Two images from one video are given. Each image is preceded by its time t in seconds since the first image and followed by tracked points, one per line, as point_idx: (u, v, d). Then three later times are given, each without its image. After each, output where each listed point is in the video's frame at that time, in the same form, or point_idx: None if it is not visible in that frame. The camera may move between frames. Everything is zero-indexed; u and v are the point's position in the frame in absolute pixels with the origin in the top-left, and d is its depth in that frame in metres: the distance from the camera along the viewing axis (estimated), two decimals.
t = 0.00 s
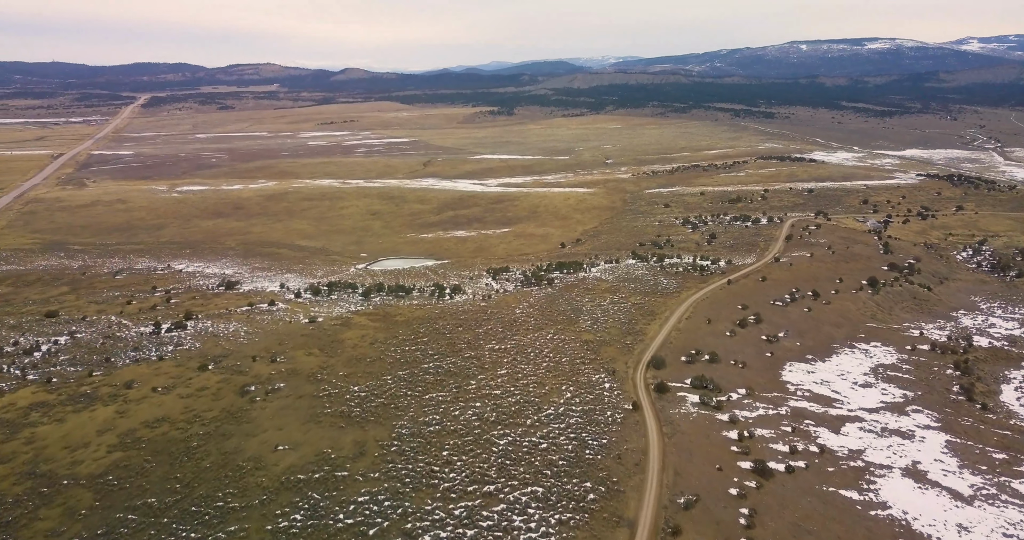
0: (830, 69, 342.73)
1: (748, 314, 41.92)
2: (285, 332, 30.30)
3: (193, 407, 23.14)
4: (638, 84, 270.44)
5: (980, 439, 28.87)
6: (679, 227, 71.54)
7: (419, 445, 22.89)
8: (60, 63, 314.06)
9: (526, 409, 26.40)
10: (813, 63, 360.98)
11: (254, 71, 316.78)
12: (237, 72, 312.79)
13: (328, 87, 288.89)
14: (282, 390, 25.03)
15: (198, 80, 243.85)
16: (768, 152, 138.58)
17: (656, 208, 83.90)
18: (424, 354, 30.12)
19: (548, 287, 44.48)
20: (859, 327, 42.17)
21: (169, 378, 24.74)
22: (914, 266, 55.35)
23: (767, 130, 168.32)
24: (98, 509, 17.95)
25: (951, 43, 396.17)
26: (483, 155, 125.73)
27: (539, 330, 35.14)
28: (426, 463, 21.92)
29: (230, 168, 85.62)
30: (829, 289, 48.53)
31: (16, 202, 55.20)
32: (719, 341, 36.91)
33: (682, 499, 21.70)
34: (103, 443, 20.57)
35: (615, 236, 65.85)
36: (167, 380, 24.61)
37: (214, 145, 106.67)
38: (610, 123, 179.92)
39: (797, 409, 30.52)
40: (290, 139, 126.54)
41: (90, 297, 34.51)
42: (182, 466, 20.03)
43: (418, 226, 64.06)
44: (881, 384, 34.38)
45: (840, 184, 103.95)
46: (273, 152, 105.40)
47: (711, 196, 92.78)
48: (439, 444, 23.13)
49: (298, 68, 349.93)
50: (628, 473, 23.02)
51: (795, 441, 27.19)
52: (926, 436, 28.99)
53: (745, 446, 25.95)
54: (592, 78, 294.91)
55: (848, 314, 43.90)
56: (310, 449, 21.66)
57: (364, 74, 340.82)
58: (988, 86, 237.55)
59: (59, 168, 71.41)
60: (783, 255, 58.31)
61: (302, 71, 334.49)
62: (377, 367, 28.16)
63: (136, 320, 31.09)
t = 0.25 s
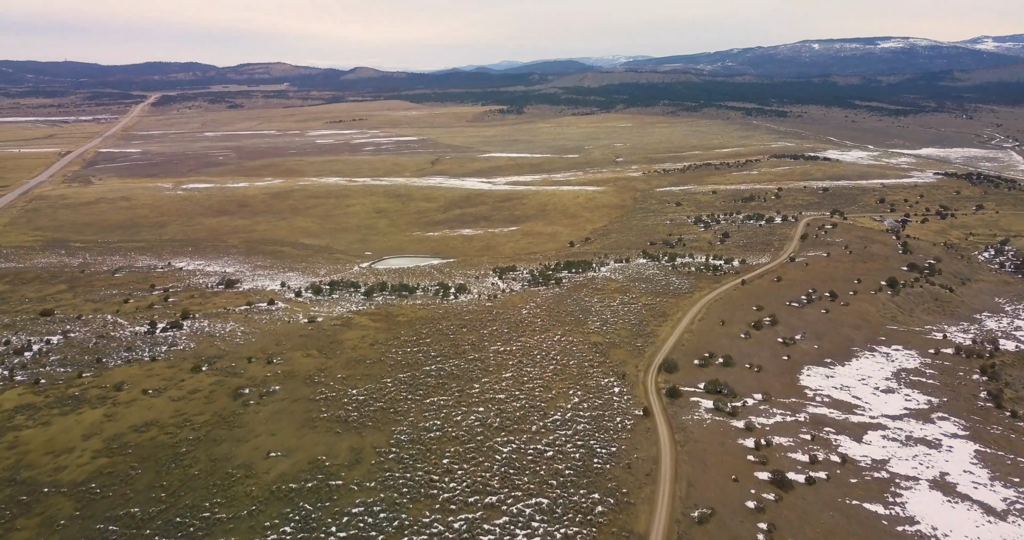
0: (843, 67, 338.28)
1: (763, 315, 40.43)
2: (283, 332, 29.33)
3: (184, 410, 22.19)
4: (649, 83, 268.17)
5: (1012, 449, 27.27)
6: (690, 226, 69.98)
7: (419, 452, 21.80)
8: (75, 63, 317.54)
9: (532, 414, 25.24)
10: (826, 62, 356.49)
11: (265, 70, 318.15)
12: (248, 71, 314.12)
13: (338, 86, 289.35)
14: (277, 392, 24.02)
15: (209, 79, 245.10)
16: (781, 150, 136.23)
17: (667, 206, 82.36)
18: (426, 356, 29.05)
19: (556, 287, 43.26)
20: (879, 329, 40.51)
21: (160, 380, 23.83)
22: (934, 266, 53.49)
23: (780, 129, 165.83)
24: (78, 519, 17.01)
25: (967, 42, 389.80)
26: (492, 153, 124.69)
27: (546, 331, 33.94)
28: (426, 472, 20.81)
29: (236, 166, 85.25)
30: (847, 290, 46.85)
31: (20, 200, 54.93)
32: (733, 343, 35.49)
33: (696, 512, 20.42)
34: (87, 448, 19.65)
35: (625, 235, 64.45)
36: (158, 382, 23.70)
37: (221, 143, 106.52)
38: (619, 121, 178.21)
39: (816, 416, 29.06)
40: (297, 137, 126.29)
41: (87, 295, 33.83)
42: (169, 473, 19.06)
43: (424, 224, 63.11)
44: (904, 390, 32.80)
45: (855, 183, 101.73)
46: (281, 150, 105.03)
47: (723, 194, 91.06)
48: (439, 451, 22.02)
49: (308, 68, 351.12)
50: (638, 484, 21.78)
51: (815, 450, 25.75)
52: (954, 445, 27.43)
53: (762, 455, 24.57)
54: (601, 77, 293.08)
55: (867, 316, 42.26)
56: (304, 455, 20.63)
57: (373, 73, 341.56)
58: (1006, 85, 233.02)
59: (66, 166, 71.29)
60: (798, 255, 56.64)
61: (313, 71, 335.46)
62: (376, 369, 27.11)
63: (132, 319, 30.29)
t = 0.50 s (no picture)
0: (860, 66, 332.38)
1: (783, 318, 38.77)
2: (284, 332, 28.37)
3: (176, 414, 21.27)
4: (662, 82, 265.44)
5: None
6: (705, 226, 68.19)
7: (420, 460, 20.67)
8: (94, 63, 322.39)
9: (540, 421, 24.01)
10: (843, 61, 350.73)
11: (279, 69, 320.03)
12: (262, 70, 316.17)
13: (350, 86, 290.30)
14: (274, 396, 23.03)
15: (223, 78, 246.99)
16: (799, 149, 133.49)
17: (681, 205, 80.61)
18: (431, 358, 27.95)
19: (567, 287, 41.93)
20: (905, 332, 38.65)
21: (154, 381, 22.98)
22: (961, 268, 51.32)
23: (797, 128, 162.75)
24: (59, 530, 16.11)
25: (990, 40, 381.38)
26: (503, 152, 123.59)
27: (556, 333, 32.69)
28: (427, 482, 19.68)
29: (247, 164, 84.98)
30: (871, 292, 44.93)
31: (30, 197, 54.86)
32: (752, 347, 33.93)
33: (715, 529, 19.10)
34: (74, 454, 18.80)
35: (638, 234, 62.90)
36: (152, 383, 22.85)
37: (233, 141, 106.58)
38: (633, 120, 176.13)
39: (841, 425, 27.48)
40: (309, 136, 126.16)
41: (88, 294, 33.24)
42: (157, 481, 18.14)
43: (433, 222, 62.14)
44: (933, 397, 31.04)
45: (875, 182, 99.04)
46: (291, 148, 104.80)
47: (739, 193, 89.06)
48: (442, 459, 20.88)
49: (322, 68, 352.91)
50: (653, 497, 20.48)
51: (841, 462, 24.21)
52: (989, 457, 25.73)
53: (785, 467, 23.12)
54: (614, 76, 290.83)
55: (892, 319, 40.37)
56: (299, 462, 19.62)
57: (386, 72, 342.13)
58: None
59: (77, 164, 71.46)
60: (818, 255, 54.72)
61: (326, 70, 336.85)
62: (379, 372, 26.04)
63: (131, 318, 29.54)
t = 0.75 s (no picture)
0: (876, 65, 326.93)
1: (801, 320, 37.21)
2: (282, 332, 27.39)
3: (166, 418, 20.35)
4: (674, 81, 262.99)
5: None
6: (719, 225, 66.53)
7: (420, 469, 19.58)
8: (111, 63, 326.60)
9: (547, 428, 22.84)
10: (859, 60, 345.65)
11: (291, 69, 321.59)
12: (273, 70, 317.83)
13: (361, 85, 290.89)
14: (268, 399, 22.04)
15: (235, 78, 248.37)
16: (814, 148, 130.97)
17: (694, 204, 78.98)
18: (434, 361, 26.86)
19: (577, 287, 40.65)
20: (930, 336, 36.94)
21: (145, 383, 22.11)
22: (986, 268, 49.35)
23: (812, 126, 159.93)
24: None
25: (1009, 38, 374.00)
26: (513, 150, 122.45)
27: (565, 335, 31.45)
28: (426, 493, 18.57)
29: (255, 162, 84.61)
30: (892, 293, 43.17)
31: (36, 194, 54.68)
32: (770, 350, 32.46)
33: None
34: (56, 460, 17.94)
35: (650, 234, 61.42)
36: (143, 385, 21.99)
37: (242, 140, 106.49)
38: (644, 119, 174.25)
39: (865, 433, 25.98)
40: (318, 134, 125.89)
41: (85, 292, 32.57)
42: (141, 490, 17.21)
43: (441, 221, 61.17)
44: (962, 404, 29.40)
45: (893, 181, 96.60)
46: (300, 146, 104.45)
47: (753, 192, 87.17)
48: (443, 468, 19.78)
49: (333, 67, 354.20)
50: (666, 511, 19.21)
51: (866, 474, 22.75)
52: None
53: (806, 479, 21.72)
54: (625, 75, 288.74)
55: (916, 322, 38.65)
56: (291, 470, 18.60)
57: (397, 72, 342.46)
58: None
59: (85, 162, 71.43)
60: (837, 255, 52.97)
61: (337, 70, 337.93)
62: (379, 375, 24.99)
63: (126, 318, 28.75)
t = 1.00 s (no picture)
0: (893, 63, 321.31)
1: (821, 322, 35.59)
2: (279, 332, 26.40)
3: (154, 422, 19.43)
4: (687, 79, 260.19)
5: None
6: (733, 223, 64.85)
7: (418, 479, 18.43)
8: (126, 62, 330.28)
9: (554, 435, 21.60)
10: (874, 58, 340.25)
11: (303, 68, 322.62)
12: (286, 69, 319.12)
13: (372, 84, 291.40)
14: (262, 403, 21.04)
15: (247, 77, 249.73)
16: (830, 146, 128.39)
17: (707, 202, 77.26)
18: (437, 363, 25.75)
19: (586, 287, 39.37)
20: (958, 339, 35.17)
21: (134, 385, 21.23)
22: (1014, 269, 47.30)
23: (828, 125, 157.09)
24: None
25: None
26: (523, 148, 121.27)
27: (574, 337, 30.17)
28: (424, 505, 17.41)
29: (263, 160, 84.24)
30: (917, 294, 41.36)
31: (42, 191, 54.46)
32: (789, 354, 30.93)
33: None
34: (35, 467, 17.07)
35: (662, 232, 59.92)
36: (131, 387, 21.10)
37: (252, 138, 106.33)
38: (656, 117, 172.24)
39: (893, 442, 24.42)
40: (328, 132, 125.59)
41: (83, 290, 31.92)
42: (122, 500, 16.26)
43: (449, 218, 60.14)
44: (994, 412, 27.73)
45: (913, 179, 94.03)
46: (309, 144, 104.05)
47: (768, 190, 85.21)
48: (443, 479, 18.62)
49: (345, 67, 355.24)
50: (680, 527, 17.91)
51: (896, 487, 21.24)
52: None
53: (831, 492, 20.29)
54: (637, 73, 286.43)
55: (942, 324, 36.88)
56: (281, 480, 17.55)
57: (408, 71, 342.69)
58: None
59: (94, 159, 71.38)
60: (857, 255, 51.12)
61: (349, 69, 338.68)
62: (379, 377, 23.88)
63: (122, 317, 28.01)
